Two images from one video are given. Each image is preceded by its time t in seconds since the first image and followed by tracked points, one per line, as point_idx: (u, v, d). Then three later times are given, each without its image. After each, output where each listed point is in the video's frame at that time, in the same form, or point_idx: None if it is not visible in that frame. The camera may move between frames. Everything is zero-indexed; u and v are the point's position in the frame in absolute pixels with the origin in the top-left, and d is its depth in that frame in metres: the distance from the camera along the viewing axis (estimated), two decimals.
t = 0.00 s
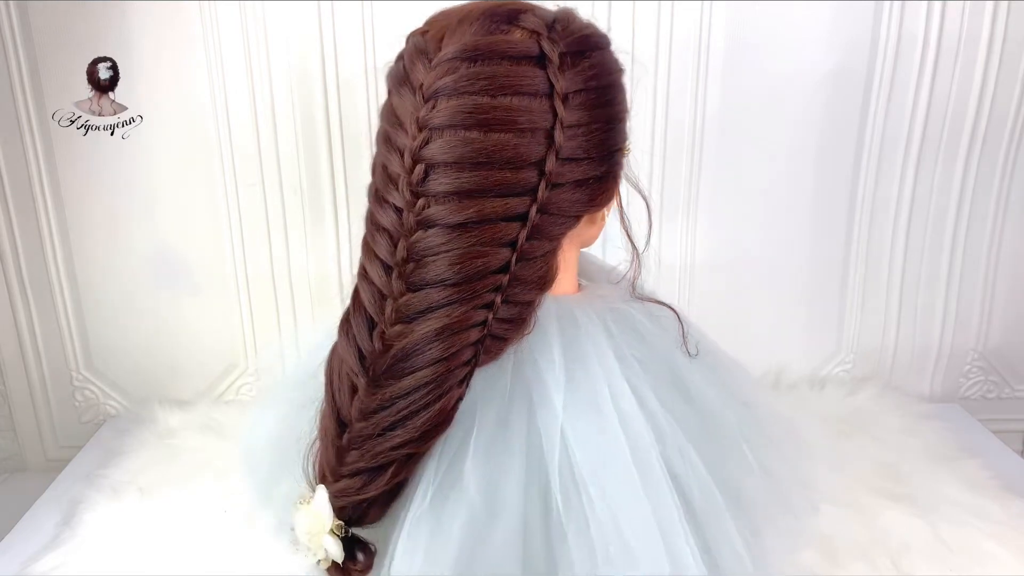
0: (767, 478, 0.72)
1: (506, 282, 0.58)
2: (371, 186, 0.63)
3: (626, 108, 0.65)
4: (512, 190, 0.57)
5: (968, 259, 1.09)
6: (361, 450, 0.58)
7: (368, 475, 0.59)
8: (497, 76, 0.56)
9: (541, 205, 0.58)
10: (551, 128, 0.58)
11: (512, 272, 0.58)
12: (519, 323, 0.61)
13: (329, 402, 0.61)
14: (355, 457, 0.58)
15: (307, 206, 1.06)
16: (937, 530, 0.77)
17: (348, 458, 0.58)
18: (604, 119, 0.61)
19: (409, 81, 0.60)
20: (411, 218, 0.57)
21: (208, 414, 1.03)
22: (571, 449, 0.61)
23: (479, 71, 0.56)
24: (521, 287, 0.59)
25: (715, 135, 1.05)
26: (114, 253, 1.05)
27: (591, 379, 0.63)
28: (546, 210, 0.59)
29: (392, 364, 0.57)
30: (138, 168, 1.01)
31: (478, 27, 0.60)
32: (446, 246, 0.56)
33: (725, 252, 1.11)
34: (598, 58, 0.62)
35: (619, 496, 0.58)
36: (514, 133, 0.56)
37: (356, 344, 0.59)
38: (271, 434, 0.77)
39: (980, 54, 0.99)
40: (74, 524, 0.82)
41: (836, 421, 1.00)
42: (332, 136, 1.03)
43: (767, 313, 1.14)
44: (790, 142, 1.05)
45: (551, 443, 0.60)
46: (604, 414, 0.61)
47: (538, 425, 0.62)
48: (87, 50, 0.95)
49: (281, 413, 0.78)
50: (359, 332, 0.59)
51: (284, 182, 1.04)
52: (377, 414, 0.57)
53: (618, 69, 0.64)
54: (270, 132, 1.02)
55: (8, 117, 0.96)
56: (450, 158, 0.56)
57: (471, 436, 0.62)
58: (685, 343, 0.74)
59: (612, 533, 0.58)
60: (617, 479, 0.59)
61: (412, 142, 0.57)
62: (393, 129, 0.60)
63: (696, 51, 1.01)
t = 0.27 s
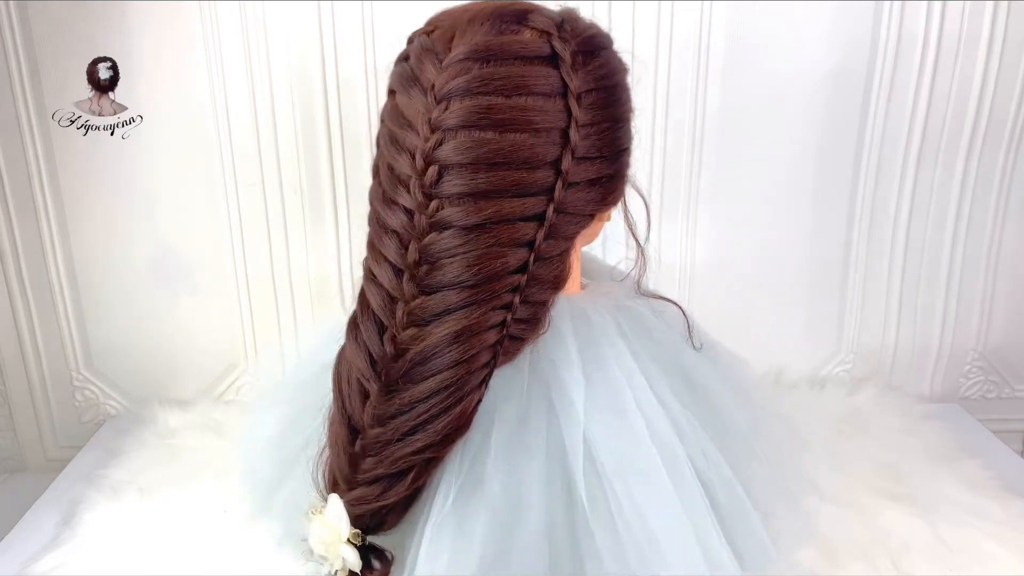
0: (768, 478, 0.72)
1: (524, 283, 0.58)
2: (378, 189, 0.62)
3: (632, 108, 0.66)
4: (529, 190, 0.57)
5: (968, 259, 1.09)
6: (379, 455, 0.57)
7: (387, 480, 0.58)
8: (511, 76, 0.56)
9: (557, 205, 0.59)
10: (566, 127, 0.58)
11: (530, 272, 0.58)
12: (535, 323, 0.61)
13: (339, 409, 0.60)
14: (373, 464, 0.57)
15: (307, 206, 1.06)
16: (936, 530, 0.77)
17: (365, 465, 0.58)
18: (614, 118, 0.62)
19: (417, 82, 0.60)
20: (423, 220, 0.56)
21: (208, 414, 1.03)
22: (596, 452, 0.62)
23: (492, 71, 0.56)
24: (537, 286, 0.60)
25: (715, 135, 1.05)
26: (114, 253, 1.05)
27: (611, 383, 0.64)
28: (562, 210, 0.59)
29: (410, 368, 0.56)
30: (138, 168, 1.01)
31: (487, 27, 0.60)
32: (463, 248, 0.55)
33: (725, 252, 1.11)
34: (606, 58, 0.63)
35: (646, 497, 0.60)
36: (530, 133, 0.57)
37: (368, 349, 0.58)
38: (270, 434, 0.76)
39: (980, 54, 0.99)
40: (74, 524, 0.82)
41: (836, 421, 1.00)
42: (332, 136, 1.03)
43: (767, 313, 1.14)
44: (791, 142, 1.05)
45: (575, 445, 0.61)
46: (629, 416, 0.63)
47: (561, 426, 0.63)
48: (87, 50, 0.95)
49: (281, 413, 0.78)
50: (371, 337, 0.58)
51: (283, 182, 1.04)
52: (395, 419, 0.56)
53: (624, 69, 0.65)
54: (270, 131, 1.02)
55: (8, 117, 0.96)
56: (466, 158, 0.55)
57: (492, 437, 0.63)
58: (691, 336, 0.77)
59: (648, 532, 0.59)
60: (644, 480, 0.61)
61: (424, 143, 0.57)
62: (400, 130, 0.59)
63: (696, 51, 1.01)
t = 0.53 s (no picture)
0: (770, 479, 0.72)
1: (541, 283, 0.58)
2: (380, 191, 0.60)
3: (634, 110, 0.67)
4: (545, 189, 0.57)
5: (968, 259, 1.09)
6: (396, 461, 0.56)
7: (406, 486, 0.57)
8: (524, 76, 0.57)
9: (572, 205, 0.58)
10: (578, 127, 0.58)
11: (546, 272, 0.58)
12: (548, 323, 0.61)
13: (349, 416, 0.59)
14: (392, 470, 0.56)
15: (307, 206, 1.06)
16: (936, 530, 0.77)
17: (382, 472, 0.56)
18: (621, 119, 0.63)
19: (424, 81, 0.59)
20: (435, 221, 0.55)
21: (208, 414, 1.03)
22: (618, 451, 0.62)
23: (505, 71, 0.56)
24: (551, 286, 0.60)
25: (716, 135, 1.05)
26: (114, 254, 1.05)
27: (629, 381, 0.64)
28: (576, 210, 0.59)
29: (427, 373, 0.55)
30: (138, 168, 1.01)
31: (495, 28, 0.60)
32: (479, 248, 0.55)
33: (725, 252, 1.11)
34: (611, 60, 0.64)
35: (670, 494, 0.60)
36: (544, 133, 0.57)
37: (379, 354, 0.57)
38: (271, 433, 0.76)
39: (981, 54, 0.99)
40: (74, 524, 0.82)
41: (836, 421, 1.00)
42: (332, 136, 1.03)
43: (767, 313, 1.14)
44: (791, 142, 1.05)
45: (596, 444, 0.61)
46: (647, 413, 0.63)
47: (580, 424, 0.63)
48: (87, 50, 0.95)
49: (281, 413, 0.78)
50: (381, 341, 0.57)
51: (283, 182, 1.04)
52: (414, 423, 0.55)
53: (627, 71, 0.66)
54: (270, 131, 1.02)
55: (8, 116, 0.95)
56: (482, 158, 0.55)
57: (509, 438, 0.62)
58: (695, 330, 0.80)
59: (675, 530, 0.60)
60: (668, 477, 0.61)
61: (435, 145, 0.56)
62: (407, 131, 0.58)
63: (696, 51, 1.01)
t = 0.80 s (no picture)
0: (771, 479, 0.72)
1: (552, 283, 0.58)
2: (384, 192, 0.60)
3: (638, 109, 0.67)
4: (557, 190, 0.57)
5: (967, 259, 1.09)
6: (410, 464, 0.55)
7: (421, 490, 0.57)
8: (533, 76, 0.56)
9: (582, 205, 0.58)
10: (587, 126, 0.59)
11: (557, 273, 0.58)
12: (558, 322, 0.61)
13: (357, 421, 0.58)
14: (405, 474, 0.55)
15: (307, 206, 1.06)
16: (936, 530, 0.77)
17: (395, 475, 0.56)
18: (627, 117, 0.63)
19: (431, 82, 0.58)
20: (444, 222, 0.55)
21: (208, 415, 1.03)
22: (632, 450, 0.62)
23: (514, 71, 0.56)
24: (561, 286, 0.59)
25: (716, 135, 1.05)
26: (114, 253, 1.05)
27: (641, 380, 0.65)
28: (587, 210, 0.60)
29: (441, 374, 0.55)
30: (138, 168, 1.01)
31: (501, 28, 0.60)
32: (493, 248, 0.54)
33: (725, 252, 1.11)
34: (616, 60, 0.64)
35: (688, 492, 0.61)
36: (554, 132, 0.57)
37: (390, 356, 0.56)
38: (272, 433, 0.76)
39: (981, 54, 0.99)
40: (74, 524, 0.82)
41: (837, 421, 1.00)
42: (332, 136, 1.03)
43: (767, 313, 1.14)
44: (792, 142, 1.05)
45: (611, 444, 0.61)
46: (660, 412, 0.63)
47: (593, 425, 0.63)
48: (87, 50, 0.95)
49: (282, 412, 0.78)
50: (388, 344, 0.56)
51: (283, 182, 1.04)
52: (427, 425, 0.55)
53: (631, 71, 0.67)
54: (270, 131, 1.02)
55: (7, 116, 0.95)
56: (494, 158, 0.55)
57: (521, 440, 0.63)
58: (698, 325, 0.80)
59: (694, 527, 0.60)
60: (685, 475, 0.61)
61: (444, 145, 0.56)
62: (413, 132, 0.58)
63: (696, 51, 1.01)
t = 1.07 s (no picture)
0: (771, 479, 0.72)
1: (552, 283, 0.58)
2: (384, 192, 0.60)
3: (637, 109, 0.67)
4: (557, 189, 0.57)
5: (967, 260, 1.09)
6: (410, 464, 0.55)
7: (421, 491, 0.56)
8: (533, 76, 0.56)
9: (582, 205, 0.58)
10: (588, 126, 0.59)
11: (557, 273, 0.58)
12: (558, 322, 0.61)
13: (357, 421, 0.58)
14: (405, 474, 0.55)
15: (307, 207, 1.06)
16: (936, 530, 0.77)
17: (395, 476, 0.55)
18: (626, 118, 0.63)
19: (430, 82, 0.58)
20: (444, 222, 0.55)
21: (208, 415, 1.03)
22: (631, 451, 0.62)
23: (514, 71, 0.56)
24: (561, 286, 0.59)
25: (716, 135, 1.05)
26: (114, 252, 1.05)
27: (640, 381, 0.65)
28: (586, 210, 0.60)
29: (441, 375, 0.55)
30: (139, 168, 1.01)
31: (501, 28, 0.60)
32: (493, 248, 0.54)
33: (725, 252, 1.11)
34: (615, 60, 0.64)
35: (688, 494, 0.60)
36: (554, 133, 0.57)
37: (390, 356, 0.56)
38: (271, 433, 0.76)
39: (980, 54, 0.99)
40: (74, 524, 0.82)
41: (837, 421, 1.00)
42: (332, 136, 1.03)
43: (767, 313, 1.14)
44: (791, 142, 1.05)
45: (610, 444, 0.61)
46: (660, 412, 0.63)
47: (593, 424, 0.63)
48: (88, 51, 0.95)
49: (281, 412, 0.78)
50: (388, 343, 0.56)
51: (283, 182, 1.04)
52: (427, 426, 0.55)
53: (631, 71, 0.67)
54: (270, 131, 1.02)
55: (7, 116, 0.95)
56: (494, 158, 0.55)
57: (522, 439, 0.63)
58: (697, 323, 0.81)
59: (695, 528, 0.59)
60: (684, 477, 0.61)
61: (444, 145, 0.56)
62: (413, 132, 0.58)
63: (696, 51, 1.01)
